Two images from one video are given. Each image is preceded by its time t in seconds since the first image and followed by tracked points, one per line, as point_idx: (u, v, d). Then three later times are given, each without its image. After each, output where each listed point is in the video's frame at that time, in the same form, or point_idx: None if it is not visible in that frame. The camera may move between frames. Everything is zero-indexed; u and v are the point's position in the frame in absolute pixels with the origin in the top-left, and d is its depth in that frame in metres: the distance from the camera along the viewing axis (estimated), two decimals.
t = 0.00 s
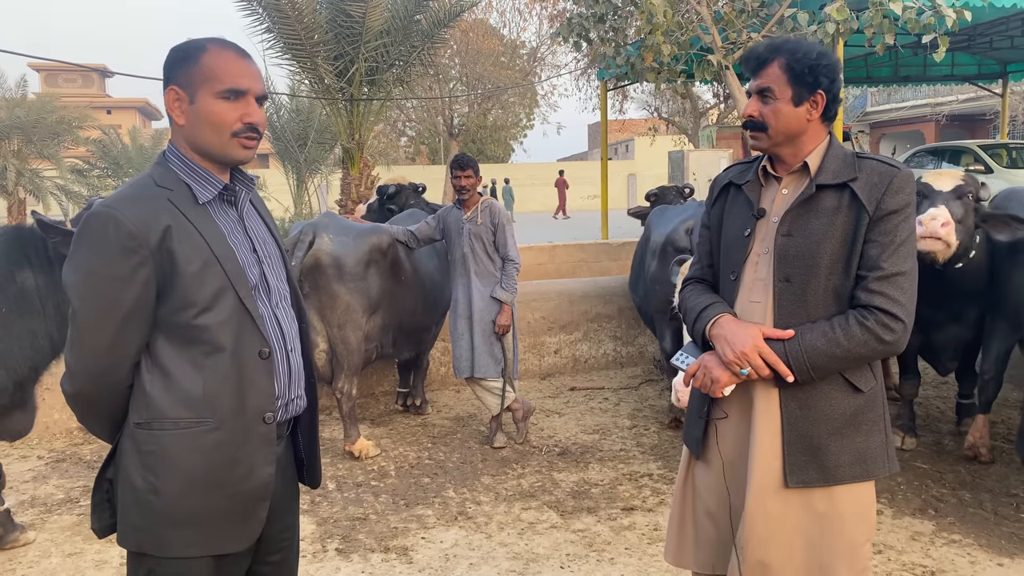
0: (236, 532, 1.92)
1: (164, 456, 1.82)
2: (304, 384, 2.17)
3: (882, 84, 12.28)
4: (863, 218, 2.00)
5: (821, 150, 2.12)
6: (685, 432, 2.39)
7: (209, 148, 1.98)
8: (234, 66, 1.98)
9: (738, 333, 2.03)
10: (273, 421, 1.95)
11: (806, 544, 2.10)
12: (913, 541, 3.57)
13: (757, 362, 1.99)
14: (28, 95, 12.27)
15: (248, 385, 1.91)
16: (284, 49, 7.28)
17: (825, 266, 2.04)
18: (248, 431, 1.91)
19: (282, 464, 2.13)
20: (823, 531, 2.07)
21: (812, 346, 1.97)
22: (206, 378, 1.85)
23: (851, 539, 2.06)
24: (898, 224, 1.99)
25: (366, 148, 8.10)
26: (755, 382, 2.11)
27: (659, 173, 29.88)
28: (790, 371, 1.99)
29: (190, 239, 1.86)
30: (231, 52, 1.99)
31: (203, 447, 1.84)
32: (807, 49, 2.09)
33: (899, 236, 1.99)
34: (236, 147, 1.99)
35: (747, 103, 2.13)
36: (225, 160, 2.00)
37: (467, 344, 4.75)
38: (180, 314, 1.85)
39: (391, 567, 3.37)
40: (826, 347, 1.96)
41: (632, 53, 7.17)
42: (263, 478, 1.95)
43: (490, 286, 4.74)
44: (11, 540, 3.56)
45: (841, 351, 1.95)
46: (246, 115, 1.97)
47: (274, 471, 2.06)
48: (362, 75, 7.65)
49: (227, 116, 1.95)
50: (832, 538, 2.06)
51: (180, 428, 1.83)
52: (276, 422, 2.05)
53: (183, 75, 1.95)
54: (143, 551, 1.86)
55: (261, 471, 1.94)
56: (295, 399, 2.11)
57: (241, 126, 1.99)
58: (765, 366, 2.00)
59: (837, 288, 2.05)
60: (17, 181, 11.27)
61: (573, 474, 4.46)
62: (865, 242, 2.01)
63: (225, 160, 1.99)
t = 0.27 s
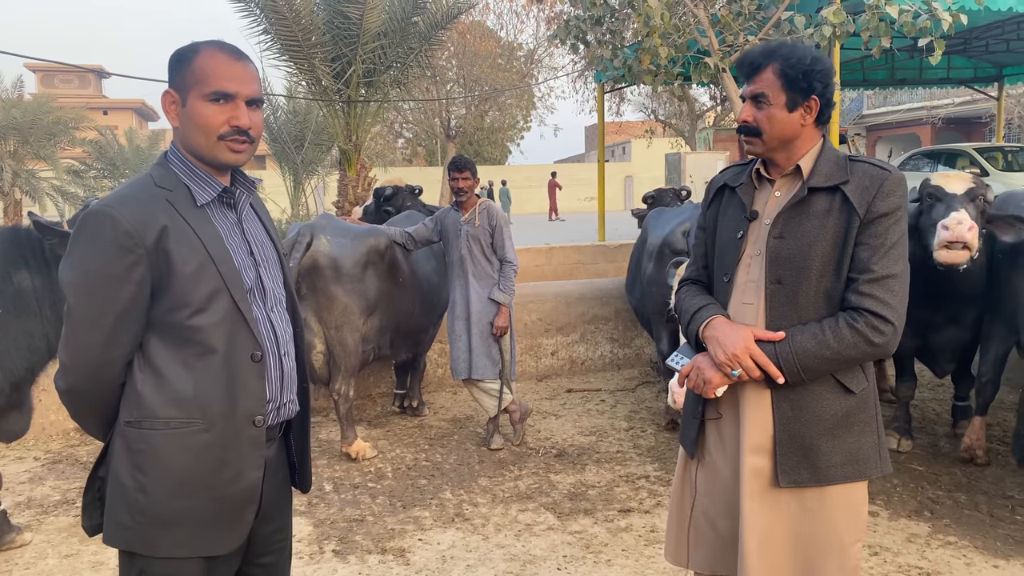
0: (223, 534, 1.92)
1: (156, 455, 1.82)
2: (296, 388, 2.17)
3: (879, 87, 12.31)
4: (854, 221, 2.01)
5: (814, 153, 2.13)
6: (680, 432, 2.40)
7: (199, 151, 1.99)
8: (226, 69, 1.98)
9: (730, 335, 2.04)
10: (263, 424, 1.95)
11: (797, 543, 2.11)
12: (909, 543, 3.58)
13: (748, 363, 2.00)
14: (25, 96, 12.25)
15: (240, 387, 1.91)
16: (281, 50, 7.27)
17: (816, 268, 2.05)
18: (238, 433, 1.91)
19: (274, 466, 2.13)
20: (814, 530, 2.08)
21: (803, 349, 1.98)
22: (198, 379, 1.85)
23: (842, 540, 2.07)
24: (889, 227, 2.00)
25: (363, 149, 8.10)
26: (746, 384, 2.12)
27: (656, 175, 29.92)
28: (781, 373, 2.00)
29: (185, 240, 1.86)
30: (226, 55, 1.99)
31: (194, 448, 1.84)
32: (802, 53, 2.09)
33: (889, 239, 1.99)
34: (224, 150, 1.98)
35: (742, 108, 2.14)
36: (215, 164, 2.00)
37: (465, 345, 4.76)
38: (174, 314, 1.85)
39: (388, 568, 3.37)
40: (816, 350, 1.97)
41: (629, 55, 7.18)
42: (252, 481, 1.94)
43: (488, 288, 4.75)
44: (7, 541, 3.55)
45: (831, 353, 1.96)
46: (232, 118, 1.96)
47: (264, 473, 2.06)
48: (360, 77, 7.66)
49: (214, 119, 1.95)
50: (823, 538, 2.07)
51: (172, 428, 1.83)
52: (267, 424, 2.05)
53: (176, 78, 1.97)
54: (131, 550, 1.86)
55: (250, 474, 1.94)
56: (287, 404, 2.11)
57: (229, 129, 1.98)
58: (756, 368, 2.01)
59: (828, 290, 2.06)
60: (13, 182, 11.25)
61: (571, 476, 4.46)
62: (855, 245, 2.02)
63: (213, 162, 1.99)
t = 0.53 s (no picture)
0: (214, 536, 1.92)
1: (149, 456, 1.82)
2: (291, 390, 2.17)
3: (876, 89, 12.35)
4: (848, 224, 2.02)
5: (808, 157, 2.13)
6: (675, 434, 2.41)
7: (197, 150, 1.99)
8: (223, 68, 1.98)
9: (725, 337, 2.04)
10: (255, 427, 1.94)
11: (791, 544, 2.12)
12: (906, 545, 3.59)
13: (743, 366, 2.01)
14: (22, 97, 12.23)
15: (234, 389, 1.91)
16: (279, 52, 7.28)
17: (810, 271, 2.06)
18: (231, 435, 1.91)
19: (267, 468, 2.13)
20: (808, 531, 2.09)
21: (797, 351, 1.98)
22: (192, 380, 1.85)
23: (835, 540, 2.07)
24: (882, 231, 2.01)
25: (361, 151, 8.11)
26: (740, 386, 2.12)
27: (654, 177, 29.95)
28: (775, 375, 2.00)
29: (181, 241, 1.86)
30: (222, 54, 2.00)
31: (187, 448, 1.84)
32: (796, 59, 2.09)
33: (882, 243, 2.00)
34: (222, 148, 1.98)
35: (737, 113, 2.14)
36: (213, 163, 2.00)
37: (463, 347, 4.76)
38: (169, 315, 1.85)
39: (385, 570, 3.37)
40: (810, 352, 1.98)
41: (627, 58, 7.20)
42: (243, 483, 1.94)
43: (486, 290, 4.75)
44: (4, 543, 3.54)
45: (826, 355, 1.97)
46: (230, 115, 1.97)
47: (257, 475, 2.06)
48: (357, 79, 7.66)
49: (212, 117, 1.96)
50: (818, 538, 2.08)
51: (165, 429, 1.83)
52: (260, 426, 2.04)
53: (174, 79, 1.98)
54: (123, 550, 1.86)
55: (242, 476, 1.94)
56: (280, 406, 2.10)
57: (227, 127, 1.98)
58: (751, 370, 2.02)
59: (822, 293, 2.07)
60: (10, 183, 11.24)
61: (568, 478, 4.46)
62: (849, 248, 2.03)
63: (212, 161, 1.99)
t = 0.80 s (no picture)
0: (213, 537, 1.92)
1: (148, 456, 1.82)
2: (290, 391, 2.17)
3: (874, 92, 12.37)
4: (844, 225, 2.03)
5: (799, 159, 2.14)
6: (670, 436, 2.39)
7: (197, 151, 1.99)
8: (221, 69, 1.98)
9: (727, 339, 2.03)
10: (254, 427, 1.94)
11: (790, 545, 2.11)
12: (905, 547, 3.59)
13: (746, 367, 2.00)
14: (21, 99, 12.24)
15: (233, 389, 1.90)
16: (278, 54, 7.28)
17: (808, 271, 2.06)
18: (230, 435, 1.91)
19: (265, 469, 2.12)
20: (807, 531, 2.09)
21: (799, 351, 1.99)
22: (191, 381, 1.85)
23: (833, 539, 2.09)
24: (877, 232, 2.03)
25: (360, 153, 8.11)
26: (740, 388, 2.11)
27: (652, 179, 29.97)
28: (778, 377, 2.00)
29: (180, 242, 1.86)
30: (218, 55, 2.00)
31: (187, 449, 1.84)
32: (787, 63, 2.09)
33: (878, 243, 2.03)
34: (223, 149, 1.99)
35: (730, 117, 2.13)
36: (214, 164, 2.00)
37: (462, 349, 4.76)
38: (168, 316, 1.85)
39: (384, 572, 3.37)
40: (813, 353, 1.98)
41: (626, 60, 7.22)
42: (242, 484, 1.94)
43: (485, 291, 4.75)
44: (3, 545, 3.54)
45: (828, 355, 1.98)
46: (230, 115, 1.97)
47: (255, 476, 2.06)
48: (357, 80, 7.67)
49: (212, 118, 1.96)
50: (816, 538, 2.08)
51: (164, 429, 1.83)
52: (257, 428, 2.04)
53: (171, 81, 1.98)
54: (122, 550, 1.87)
55: (241, 477, 1.94)
56: (279, 407, 2.10)
57: (227, 127, 1.99)
58: (754, 372, 2.01)
59: (819, 293, 2.08)
60: (9, 185, 11.25)
61: (568, 479, 4.46)
62: (845, 248, 2.04)
63: (212, 161, 2.00)
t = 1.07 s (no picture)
0: (214, 539, 1.92)
1: (149, 458, 1.82)
2: (290, 393, 2.17)
3: (874, 94, 12.38)
4: (830, 224, 2.06)
5: (779, 161, 2.17)
6: (658, 438, 2.37)
7: (196, 153, 1.99)
8: (222, 72, 1.98)
9: (720, 340, 2.03)
10: (255, 429, 1.94)
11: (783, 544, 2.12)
12: (904, 549, 3.59)
13: (741, 366, 2.00)
14: (21, 101, 12.26)
15: (233, 391, 1.90)
16: (278, 55, 7.27)
17: (797, 269, 2.08)
18: (231, 438, 1.90)
19: (266, 471, 2.12)
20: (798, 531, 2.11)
21: (791, 348, 2.00)
22: (192, 383, 1.85)
23: (825, 536, 2.11)
24: (861, 229, 2.07)
25: (360, 154, 8.10)
26: (733, 388, 2.12)
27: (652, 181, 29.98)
28: (773, 374, 2.01)
29: (180, 244, 1.86)
30: (220, 58, 2.00)
31: (187, 451, 1.84)
32: (767, 66, 2.11)
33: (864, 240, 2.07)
34: (224, 151, 1.99)
35: (712, 121, 2.14)
36: (214, 165, 2.01)
37: (461, 350, 4.77)
38: (168, 318, 1.85)
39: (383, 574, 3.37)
40: (807, 349, 2.00)
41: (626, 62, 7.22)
42: (243, 486, 1.94)
43: (484, 293, 4.75)
44: (2, 546, 3.53)
45: (821, 351, 2.00)
46: (231, 118, 1.97)
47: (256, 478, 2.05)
48: (356, 82, 7.67)
49: (213, 120, 1.96)
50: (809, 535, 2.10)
51: (164, 432, 1.83)
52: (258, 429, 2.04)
53: (172, 83, 1.98)
54: (124, 552, 1.87)
55: (242, 478, 1.94)
56: (279, 409, 2.10)
57: (227, 129, 1.99)
58: (749, 370, 2.01)
59: (807, 291, 2.10)
60: (8, 186, 11.26)
61: (567, 481, 4.46)
62: (831, 246, 2.07)
63: (212, 163, 2.00)
